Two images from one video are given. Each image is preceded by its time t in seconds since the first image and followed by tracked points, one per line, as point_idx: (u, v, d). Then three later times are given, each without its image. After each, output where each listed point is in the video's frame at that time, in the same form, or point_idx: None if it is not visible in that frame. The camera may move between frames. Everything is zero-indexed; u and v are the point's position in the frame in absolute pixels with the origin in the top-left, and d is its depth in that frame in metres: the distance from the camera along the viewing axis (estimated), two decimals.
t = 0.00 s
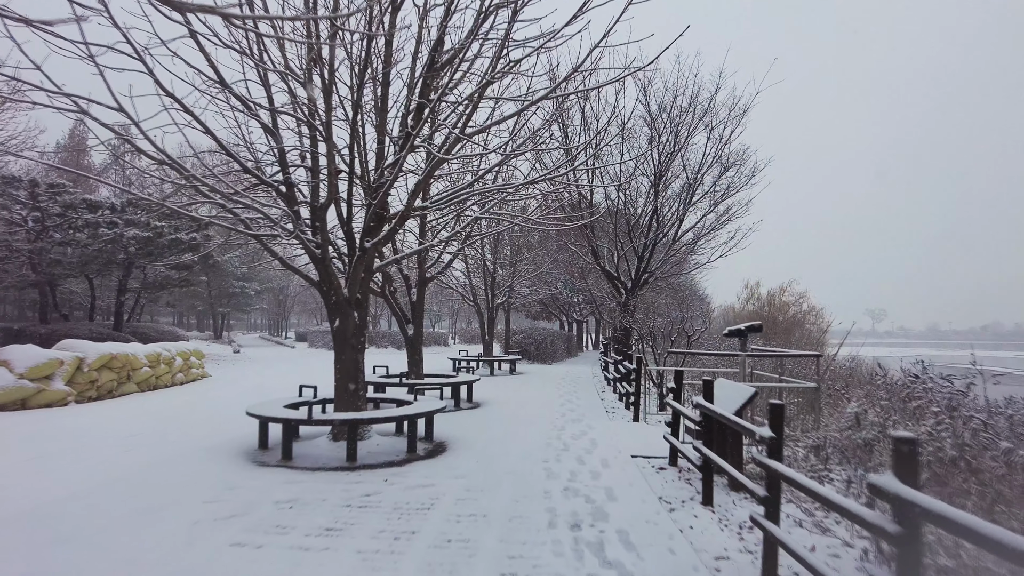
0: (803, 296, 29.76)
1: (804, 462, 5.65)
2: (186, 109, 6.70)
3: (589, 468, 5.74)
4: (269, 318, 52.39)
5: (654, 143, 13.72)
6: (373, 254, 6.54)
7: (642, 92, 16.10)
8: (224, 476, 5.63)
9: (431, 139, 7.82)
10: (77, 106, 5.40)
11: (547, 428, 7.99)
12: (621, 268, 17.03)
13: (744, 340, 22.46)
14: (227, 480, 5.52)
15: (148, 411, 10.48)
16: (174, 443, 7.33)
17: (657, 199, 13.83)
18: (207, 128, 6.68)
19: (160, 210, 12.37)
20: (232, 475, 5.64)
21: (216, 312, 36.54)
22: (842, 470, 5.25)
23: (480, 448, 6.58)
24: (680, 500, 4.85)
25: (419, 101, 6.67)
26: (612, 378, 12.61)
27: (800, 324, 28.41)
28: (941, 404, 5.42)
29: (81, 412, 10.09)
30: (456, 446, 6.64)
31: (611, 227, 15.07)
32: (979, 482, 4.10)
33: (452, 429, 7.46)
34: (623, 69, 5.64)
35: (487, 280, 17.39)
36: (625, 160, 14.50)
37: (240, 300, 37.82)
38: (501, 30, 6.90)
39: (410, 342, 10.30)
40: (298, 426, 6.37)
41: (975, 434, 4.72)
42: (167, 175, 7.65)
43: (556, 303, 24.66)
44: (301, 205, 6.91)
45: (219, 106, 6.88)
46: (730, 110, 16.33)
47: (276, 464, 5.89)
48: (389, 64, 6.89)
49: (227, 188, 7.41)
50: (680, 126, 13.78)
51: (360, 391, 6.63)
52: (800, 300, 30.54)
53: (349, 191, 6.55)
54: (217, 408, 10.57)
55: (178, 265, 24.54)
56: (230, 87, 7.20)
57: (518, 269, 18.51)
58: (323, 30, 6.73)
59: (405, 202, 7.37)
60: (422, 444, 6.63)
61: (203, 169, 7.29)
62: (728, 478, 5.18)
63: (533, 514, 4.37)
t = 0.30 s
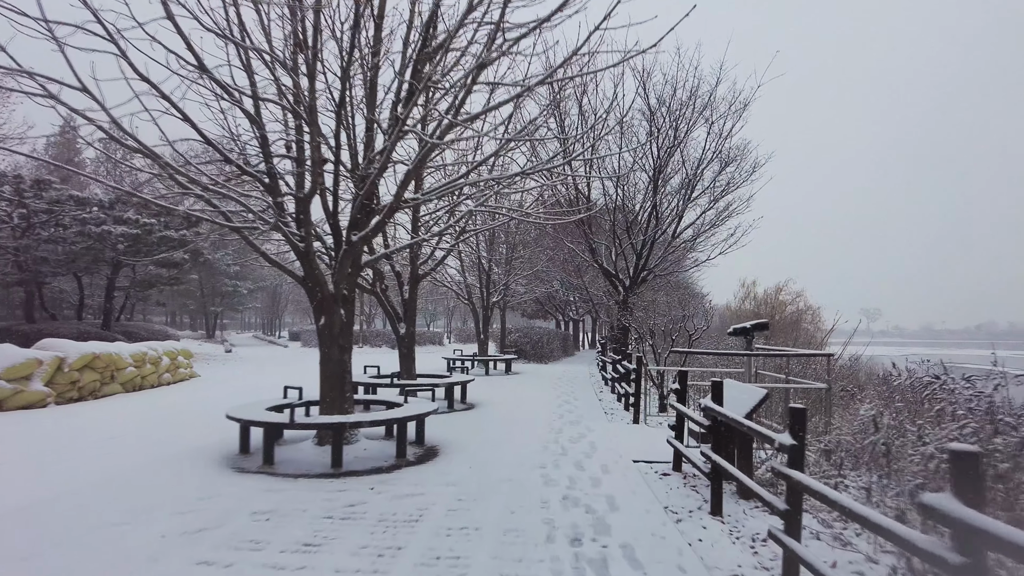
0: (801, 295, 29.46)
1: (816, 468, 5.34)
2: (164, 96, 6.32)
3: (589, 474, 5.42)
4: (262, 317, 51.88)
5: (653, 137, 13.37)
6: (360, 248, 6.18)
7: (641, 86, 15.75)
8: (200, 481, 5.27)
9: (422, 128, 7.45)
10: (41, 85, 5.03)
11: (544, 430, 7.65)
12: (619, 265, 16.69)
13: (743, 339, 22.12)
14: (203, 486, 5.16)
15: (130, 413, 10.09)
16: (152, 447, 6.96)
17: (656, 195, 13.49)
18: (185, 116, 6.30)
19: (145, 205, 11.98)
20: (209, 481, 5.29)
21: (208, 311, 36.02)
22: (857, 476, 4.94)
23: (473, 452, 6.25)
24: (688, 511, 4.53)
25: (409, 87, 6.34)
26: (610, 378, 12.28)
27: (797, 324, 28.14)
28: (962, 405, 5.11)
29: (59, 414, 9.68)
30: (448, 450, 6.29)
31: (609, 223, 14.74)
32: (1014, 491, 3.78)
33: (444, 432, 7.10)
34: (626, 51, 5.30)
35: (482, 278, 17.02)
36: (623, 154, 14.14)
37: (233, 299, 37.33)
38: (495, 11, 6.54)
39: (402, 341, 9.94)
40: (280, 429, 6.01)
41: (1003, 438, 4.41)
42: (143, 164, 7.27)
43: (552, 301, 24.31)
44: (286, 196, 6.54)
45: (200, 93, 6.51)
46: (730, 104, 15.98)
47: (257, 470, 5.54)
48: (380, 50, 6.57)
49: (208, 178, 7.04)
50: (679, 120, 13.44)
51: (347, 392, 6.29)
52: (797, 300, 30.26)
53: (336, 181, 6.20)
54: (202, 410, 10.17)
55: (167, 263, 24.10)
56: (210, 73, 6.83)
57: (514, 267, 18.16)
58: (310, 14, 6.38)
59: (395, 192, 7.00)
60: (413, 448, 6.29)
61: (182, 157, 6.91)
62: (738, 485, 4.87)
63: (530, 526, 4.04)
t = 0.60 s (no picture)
0: (797, 295, 29.20)
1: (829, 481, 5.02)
2: (137, 86, 5.93)
3: (589, 488, 5.09)
4: (255, 318, 51.36)
5: (652, 134, 13.03)
6: (346, 247, 5.83)
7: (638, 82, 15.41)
8: (173, 498, 4.92)
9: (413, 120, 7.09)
10: None
11: (540, 437, 7.31)
12: (616, 265, 16.36)
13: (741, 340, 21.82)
14: (177, 503, 4.81)
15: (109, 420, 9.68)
16: (127, 458, 6.58)
17: (654, 193, 13.17)
18: (160, 107, 5.91)
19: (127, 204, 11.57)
20: (183, 497, 4.94)
21: (199, 312, 35.53)
22: (875, 490, 4.62)
23: (466, 463, 5.90)
24: (696, 530, 4.21)
25: (397, 76, 5.98)
26: (608, 381, 11.95)
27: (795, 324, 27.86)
28: (989, 416, 4.80)
29: (35, 421, 9.26)
30: (440, 461, 5.95)
31: (606, 222, 14.40)
32: None
33: (437, 440, 6.76)
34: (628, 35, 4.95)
35: (476, 278, 16.65)
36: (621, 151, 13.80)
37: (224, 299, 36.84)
38: None
39: (393, 344, 9.58)
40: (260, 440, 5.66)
41: None
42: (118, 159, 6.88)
43: (548, 301, 23.97)
44: (267, 193, 6.16)
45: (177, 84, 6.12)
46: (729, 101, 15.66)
47: (234, 484, 5.17)
48: (367, 38, 6.21)
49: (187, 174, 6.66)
50: (678, 116, 13.11)
51: (332, 400, 5.93)
52: (794, 299, 29.99)
53: (319, 175, 5.85)
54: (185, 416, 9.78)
55: (156, 263, 23.64)
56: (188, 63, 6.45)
57: (509, 267, 17.82)
58: None
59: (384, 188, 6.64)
60: (402, 459, 5.94)
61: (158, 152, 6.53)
62: (748, 500, 4.56)
63: (528, 550, 3.70)
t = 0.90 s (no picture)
0: (799, 293, 28.87)
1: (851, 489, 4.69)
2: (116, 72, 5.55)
3: (596, 497, 4.75)
4: (251, 317, 50.94)
5: (655, 127, 12.70)
6: (336, 240, 5.49)
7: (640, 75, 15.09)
8: (151, 508, 4.58)
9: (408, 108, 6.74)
10: None
11: (542, 440, 6.98)
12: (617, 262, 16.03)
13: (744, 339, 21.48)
14: (154, 513, 4.47)
15: (95, 423, 9.32)
16: (107, 463, 6.23)
17: (657, 188, 12.84)
18: (139, 92, 5.53)
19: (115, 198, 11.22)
20: (161, 507, 4.60)
21: (194, 311, 35.13)
22: (904, 498, 4.29)
23: (464, 468, 5.57)
24: (713, 543, 3.88)
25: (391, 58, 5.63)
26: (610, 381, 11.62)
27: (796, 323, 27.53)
28: None
29: (16, 423, 8.89)
30: (436, 466, 5.62)
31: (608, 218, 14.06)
32: None
33: (433, 444, 6.43)
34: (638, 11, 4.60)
35: (475, 276, 16.31)
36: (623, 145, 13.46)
37: (219, 298, 36.43)
38: None
39: (389, 342, 9.25)
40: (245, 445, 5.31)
41: None
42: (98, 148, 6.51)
43: (547, 299, 23.63)
44: (254, 182, 5.80)
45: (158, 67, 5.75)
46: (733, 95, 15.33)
47: (215, 492, 4.81)
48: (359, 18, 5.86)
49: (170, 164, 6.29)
50: (682, 109, 12.77)
51: (321, 402, 5.60)
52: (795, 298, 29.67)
53: (307, 163, 5.51)
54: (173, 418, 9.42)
55: (149, 261, 23.25)
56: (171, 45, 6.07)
57: (508, 265, 17.48)
58: None
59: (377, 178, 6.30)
60: (395, 465, 5.61)
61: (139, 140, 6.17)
62: (768, 510, 4.23)
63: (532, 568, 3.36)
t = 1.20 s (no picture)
0: (799, 293, 28.53)
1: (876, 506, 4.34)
2: (87, 57, 5.18)
3: (601, 515, 4.41)
4: (248, 318, 50.53)
5: (658, 123, 12.34)
6: (321, 236, 5.14)
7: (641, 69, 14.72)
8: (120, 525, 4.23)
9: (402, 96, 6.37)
10: None
11: (542, 447, 6.65)
12: (619, 262, 15.68)
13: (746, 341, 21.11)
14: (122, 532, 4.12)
15: (76, 429, 8.94)
16: (81, 472, 5.87)
17: (660, 185, 12.49)
18: (111, 77, 5.16)
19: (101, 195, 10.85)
20: (131, 524, 4.25)
21: (189, 311, 34.71)
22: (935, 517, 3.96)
23: (458, 480, 5.23)
24: (731, 569, 3.55)
25: (382, 43, 5.27)
26: (611, 385, 11.27)
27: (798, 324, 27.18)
28: None
29: None
30: (429, 478, 5.27)
31: (608, 217, 13.72)
32: None
33: (426, 453, 6.09)
34: None
35: (472, 275, 15.95)
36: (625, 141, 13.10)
37: (214, 298, 35.99)
38: None
39: (382, 344, 8.90)
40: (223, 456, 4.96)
41: None
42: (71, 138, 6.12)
43: (546, 299, 23.26)
44: (236, 175, 5.44)
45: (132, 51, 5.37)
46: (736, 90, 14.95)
47: (190, 507, 4.46)
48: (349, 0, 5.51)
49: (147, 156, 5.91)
50: (686, 104, 12.42)
51: (306, 410, 5.27)
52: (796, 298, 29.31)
53: (291, 154, 5.17)
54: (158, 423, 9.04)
55: (142, 261, 22.85)
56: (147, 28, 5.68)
57: (506, 264, 17.12)
58: None
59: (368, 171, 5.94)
60: (385, 477, 5.27)
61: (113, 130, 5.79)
62: (788, 530, 3.90)
63: None
